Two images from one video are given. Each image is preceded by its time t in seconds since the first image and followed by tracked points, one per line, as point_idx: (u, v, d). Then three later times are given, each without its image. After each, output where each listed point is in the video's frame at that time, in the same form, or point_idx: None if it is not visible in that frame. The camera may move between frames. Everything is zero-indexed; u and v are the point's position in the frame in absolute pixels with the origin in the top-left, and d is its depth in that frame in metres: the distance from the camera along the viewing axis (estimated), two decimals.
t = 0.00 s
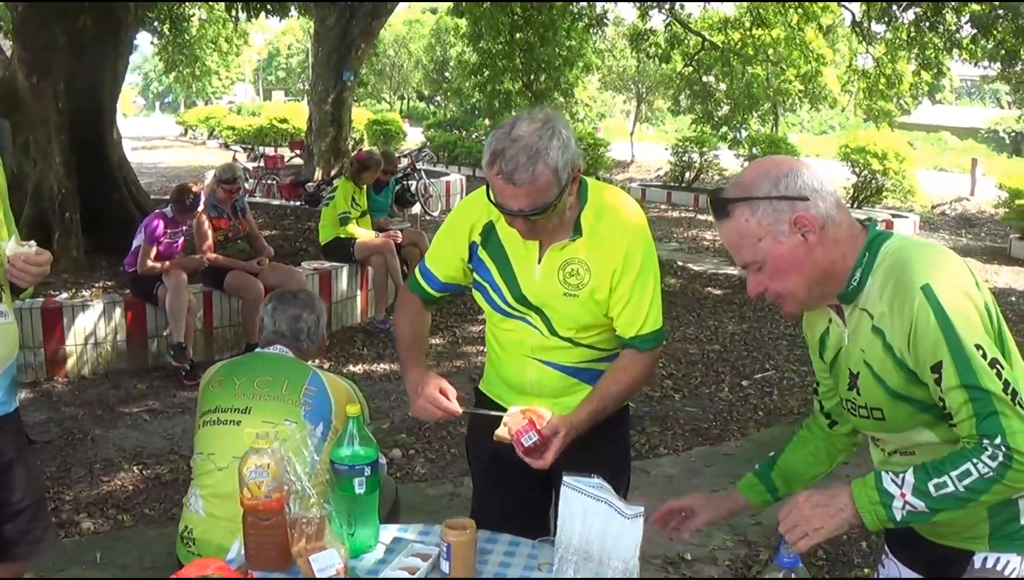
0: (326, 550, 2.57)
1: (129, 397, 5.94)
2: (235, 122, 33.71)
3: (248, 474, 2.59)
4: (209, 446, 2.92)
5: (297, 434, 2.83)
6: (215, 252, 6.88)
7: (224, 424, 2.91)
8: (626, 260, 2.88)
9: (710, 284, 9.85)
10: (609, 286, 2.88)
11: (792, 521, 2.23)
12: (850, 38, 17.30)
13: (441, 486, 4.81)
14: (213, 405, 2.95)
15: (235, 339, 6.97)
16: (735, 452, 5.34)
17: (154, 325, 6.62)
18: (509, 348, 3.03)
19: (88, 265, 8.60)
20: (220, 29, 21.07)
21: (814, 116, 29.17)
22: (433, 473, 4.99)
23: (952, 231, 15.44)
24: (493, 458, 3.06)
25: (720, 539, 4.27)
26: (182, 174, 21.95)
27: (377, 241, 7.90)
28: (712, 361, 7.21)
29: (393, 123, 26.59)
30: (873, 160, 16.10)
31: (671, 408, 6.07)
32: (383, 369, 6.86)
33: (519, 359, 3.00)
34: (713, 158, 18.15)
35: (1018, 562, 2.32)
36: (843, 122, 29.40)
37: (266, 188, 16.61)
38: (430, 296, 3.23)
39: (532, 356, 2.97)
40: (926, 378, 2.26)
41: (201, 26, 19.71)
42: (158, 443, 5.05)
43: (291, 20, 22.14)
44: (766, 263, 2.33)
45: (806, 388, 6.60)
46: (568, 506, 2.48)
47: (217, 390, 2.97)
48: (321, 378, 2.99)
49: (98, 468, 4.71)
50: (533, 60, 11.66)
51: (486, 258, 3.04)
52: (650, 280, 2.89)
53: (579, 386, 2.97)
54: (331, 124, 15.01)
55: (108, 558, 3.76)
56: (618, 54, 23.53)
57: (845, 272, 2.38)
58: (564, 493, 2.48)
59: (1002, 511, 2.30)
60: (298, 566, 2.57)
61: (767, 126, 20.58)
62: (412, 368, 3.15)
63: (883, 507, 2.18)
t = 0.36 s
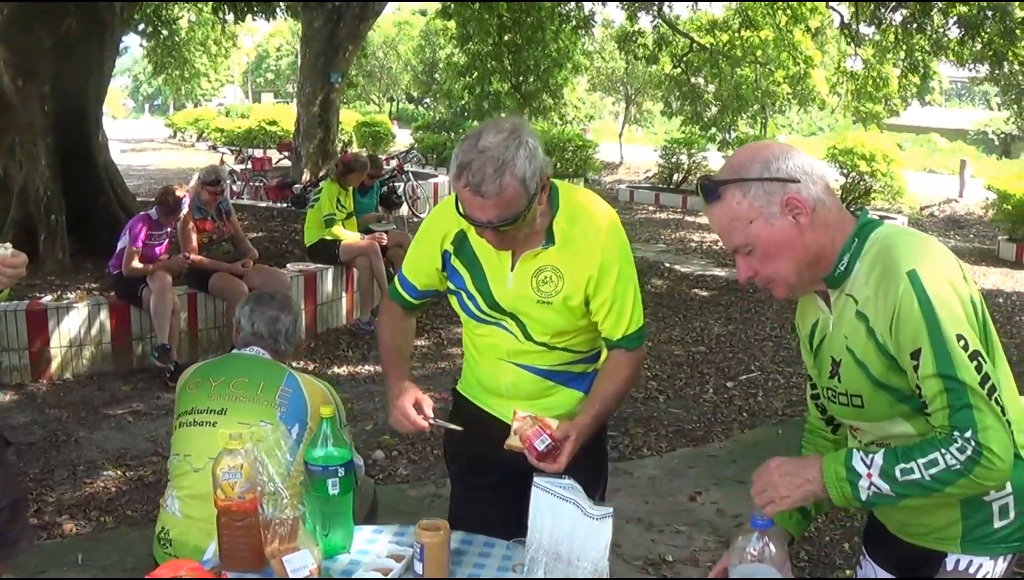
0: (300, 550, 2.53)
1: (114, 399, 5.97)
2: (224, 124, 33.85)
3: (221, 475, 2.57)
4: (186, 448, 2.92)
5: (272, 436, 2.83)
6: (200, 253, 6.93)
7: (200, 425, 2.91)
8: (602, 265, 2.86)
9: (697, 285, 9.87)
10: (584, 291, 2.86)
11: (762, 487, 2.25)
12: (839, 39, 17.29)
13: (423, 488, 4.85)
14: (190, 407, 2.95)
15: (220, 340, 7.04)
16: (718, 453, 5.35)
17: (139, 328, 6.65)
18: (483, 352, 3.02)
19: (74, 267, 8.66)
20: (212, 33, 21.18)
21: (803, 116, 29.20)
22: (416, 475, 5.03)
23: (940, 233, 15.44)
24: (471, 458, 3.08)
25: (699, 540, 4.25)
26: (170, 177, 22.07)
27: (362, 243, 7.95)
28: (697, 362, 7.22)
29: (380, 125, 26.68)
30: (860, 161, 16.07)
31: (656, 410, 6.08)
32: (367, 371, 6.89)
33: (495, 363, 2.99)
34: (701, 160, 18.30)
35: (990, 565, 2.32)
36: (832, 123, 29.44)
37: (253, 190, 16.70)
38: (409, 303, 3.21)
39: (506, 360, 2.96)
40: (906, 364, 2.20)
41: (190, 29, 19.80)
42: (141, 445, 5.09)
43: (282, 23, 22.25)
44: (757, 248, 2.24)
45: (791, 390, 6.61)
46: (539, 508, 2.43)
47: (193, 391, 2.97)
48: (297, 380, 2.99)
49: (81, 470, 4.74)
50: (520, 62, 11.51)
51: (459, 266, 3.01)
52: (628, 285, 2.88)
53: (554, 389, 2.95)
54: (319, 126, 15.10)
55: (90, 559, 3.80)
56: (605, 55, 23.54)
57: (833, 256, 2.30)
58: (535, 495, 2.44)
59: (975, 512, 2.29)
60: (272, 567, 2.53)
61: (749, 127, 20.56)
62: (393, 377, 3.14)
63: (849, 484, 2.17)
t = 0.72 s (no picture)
0: (280, 550, 2.50)
1: (101, 401, 5.98)
2: (215, 126, 33.92)
3: (201, 476, 2.55)
4: (168, 449, 2.92)
5: (251, 437, 2.81)
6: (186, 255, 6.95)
7: (181, 427, 2.91)
8: (585, 264, 2.85)
9: (685, 284, 9.86)
10: (568, 292, 2.85)
11: (722, 443, 2.29)
12: (827, 38, 17.27)
13: (410, 488, 4.85)
14: (171, 408, 2.95)
15: (207, 342, 7.08)
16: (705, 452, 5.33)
17: (126, 330, 6.69)
18: (466, 352, 3.00)
19: (63, 270, 8.66)
20: (203, 36, 21.21)
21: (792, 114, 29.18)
22: (402, 475, 5.02)
23: (930, 231, 15.40)
24: (455, 458, 3.06)
25: (685, 538, 4.23)
26: (160, 179, 22.10)
27: (349, 244, 7.98)
28: (685, 361, 7.20)
29: (370, 126, 26.71)
30: (849, 160, 16.01)
31: (643, 409, 6.06)
32: (355, 372, 6.89)
33: (478, 363, 2.97)
34: (690, 159, 18.26)
35: (975, 564, 2.26)
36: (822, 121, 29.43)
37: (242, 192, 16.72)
38: (412, 322, 3.12)
39: (490, 360, 2.94)
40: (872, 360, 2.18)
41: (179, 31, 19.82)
42: (128, 447, 5.10)
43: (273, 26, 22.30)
44: (729, 250, 2.27)
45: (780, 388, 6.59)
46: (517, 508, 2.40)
47: (174, 393, 2.97)
48: (278, 380, 2.98)
49: (67, 471, 4.75)
50: (510, 62, 11.45)
51: (440, 270, 2.96)
52: (612, 285, 2.87)
53: (541, 388, 2.95)
54: (307, 126, 14.94)
55: (76, 561, 3.80)
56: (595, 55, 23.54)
57: (806, 255, 2.29)
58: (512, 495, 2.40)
59: (958, 511, 2.24)
60: (252, 567, 2.50)
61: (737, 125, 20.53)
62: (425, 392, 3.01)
63: (803, 462, 2.20)
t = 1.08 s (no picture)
0: (296, 550, 2.48)
1: (115, 399, 5.99)
2: (228, 124, 33.96)
3: (216, 474, 2.56)
4: (182, 448, 2.91)
5: (266, 435, 2.81)
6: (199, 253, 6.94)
7: (195, 425, 2.90)
8: (607, 261, 2.84)
9: (697, 279, 9.82)
10: (588, 288, 2.83)
11: (727, 434, 2.27)
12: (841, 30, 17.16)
13: (423, 485, 4.83)
14: (185, 406, 2.94)
15: (221, 340, 7.06)
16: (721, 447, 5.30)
17: (139, 328, 6.68)
18: (487, 350, 2.97)
19: (75, 269, 8.68)
20: (214, 34, 21.25)
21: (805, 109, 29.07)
22: (414, 473, 5.00)
23: (943, 224, 15.35)
24: (466, 458, 3.03)
25: (701, 534, 4.21)
26: (172, 177, 22.15)
27: (362, 241, 7.96)
28: (698, 356, 7.18)
29: (382, 122, 26.65)
30: (862, 153, 15.95)
31: (656, 404, 6.05)
32: (367, 369, 6.88)
33: (497, 360, 2.95)
34: (702, 154, 18.16)
35: (993, 561, 2.23)
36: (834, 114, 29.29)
37: (254, 189, 16.74)
38: (437, 318, 3.05)
39: (510, 358, 2.92)
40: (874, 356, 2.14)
41: (189, 29, 19.85)
42: (141, 445, 5.11)
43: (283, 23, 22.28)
44: (736, 251, 2.24)
45: (794, 384, 6.56)
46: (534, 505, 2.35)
47: (188, 391, 2.96)
48: (292, 377, 2.97)
49: (81, 469, 4.76)
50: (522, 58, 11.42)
51: (462, 265, 2.93)
52: (631, 283, 2.86)
53: (563, 386, 2.94)
54: (319, 124, 14.92)
55: (90, 559, 3.81)
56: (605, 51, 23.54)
57: (810, 255, 2.25)
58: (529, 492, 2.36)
59: (973, 507, 2.22)
60: (267, 566, 2.49)
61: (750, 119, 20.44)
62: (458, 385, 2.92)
63: (804, 454, 2.18)
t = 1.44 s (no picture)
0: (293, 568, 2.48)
1: (100, 413, 5.99)
2: (210, 133, 33.79)
3: (212, 493, 2.51)
4: (176, 465, 2.90)
5: (260, 454, 2.83)
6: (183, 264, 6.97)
7: (189, 442, 2.89)
8: (611, 279, 2.89)
9: (683, 289, 9.93)
10: (592, 306, 2.87)
11: (728, 434, 2.32)
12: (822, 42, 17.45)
13: (415, 499, 4.88)
14: (178, 423, 2.93)
15: (206, 352, 7.01)
16: (708, 459, 5.40)
17: (124, 339, 6.62)
18: (486, 368, 2.99)
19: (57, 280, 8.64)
20: (197, 43, 21.17)
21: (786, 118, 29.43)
22: (405, 486, 5.07)
23: (928, 234, 15.63)
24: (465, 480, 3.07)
25: (694, 547, 4.29)
26: (155, 186, 22.03)
27: (347, 253, 8.00)
28: (686, 367, 7.28)
29: (366, 132, 26.46)
30: (845, 163, 16.24)
31: (644, 416, 6.16)
32: (352, 381, 6.88)
33: (497, 378, 2.97)
34: (686, 165, 18.32)
35: (996, 573, 2.30)
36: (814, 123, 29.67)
37: (237, 200, 16.71)
38: (436, 331, 3.08)
39: (511, 376, 2.95)
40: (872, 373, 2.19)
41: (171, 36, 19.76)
42: (128, 460, 5.15)
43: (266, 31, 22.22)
44: (733, 270, 2.29)
45: (782, 395, 6.66)
46: (535, 524, 2.37)
47: (181, 407, 2.95)
48: (285, 394, 2.98)
49: (67, 485, 4.81)
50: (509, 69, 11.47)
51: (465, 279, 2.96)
52: (633, 301, 2.91)
53: (562, 404, 2.98)
54: (303, 134, 14.91)
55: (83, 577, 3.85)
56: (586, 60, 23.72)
57: (808, 274, 2.30)
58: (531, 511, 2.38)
59: (975, 518, 2.29)
60: None
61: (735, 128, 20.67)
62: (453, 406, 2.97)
63: (801, 463, 2.23)
